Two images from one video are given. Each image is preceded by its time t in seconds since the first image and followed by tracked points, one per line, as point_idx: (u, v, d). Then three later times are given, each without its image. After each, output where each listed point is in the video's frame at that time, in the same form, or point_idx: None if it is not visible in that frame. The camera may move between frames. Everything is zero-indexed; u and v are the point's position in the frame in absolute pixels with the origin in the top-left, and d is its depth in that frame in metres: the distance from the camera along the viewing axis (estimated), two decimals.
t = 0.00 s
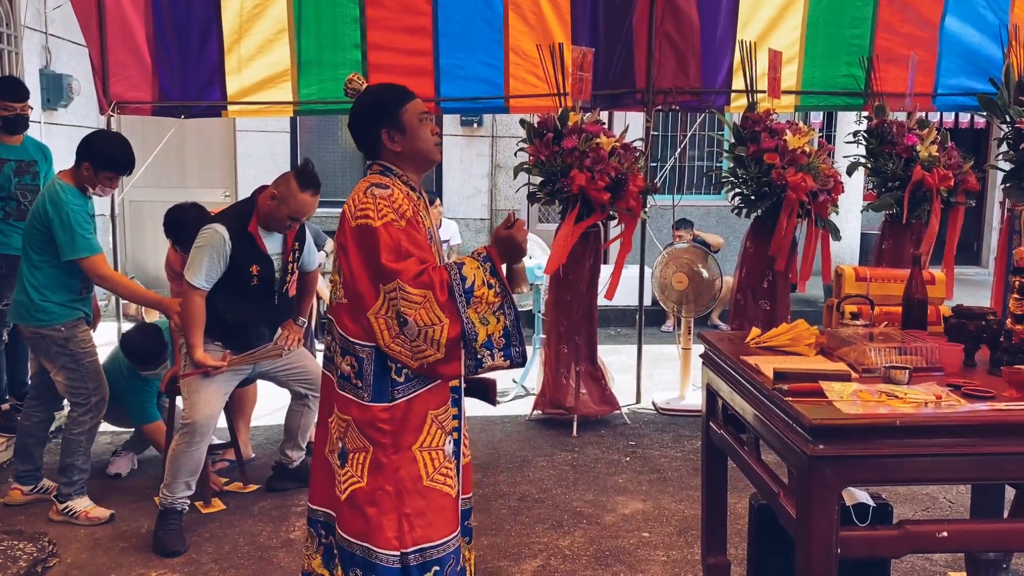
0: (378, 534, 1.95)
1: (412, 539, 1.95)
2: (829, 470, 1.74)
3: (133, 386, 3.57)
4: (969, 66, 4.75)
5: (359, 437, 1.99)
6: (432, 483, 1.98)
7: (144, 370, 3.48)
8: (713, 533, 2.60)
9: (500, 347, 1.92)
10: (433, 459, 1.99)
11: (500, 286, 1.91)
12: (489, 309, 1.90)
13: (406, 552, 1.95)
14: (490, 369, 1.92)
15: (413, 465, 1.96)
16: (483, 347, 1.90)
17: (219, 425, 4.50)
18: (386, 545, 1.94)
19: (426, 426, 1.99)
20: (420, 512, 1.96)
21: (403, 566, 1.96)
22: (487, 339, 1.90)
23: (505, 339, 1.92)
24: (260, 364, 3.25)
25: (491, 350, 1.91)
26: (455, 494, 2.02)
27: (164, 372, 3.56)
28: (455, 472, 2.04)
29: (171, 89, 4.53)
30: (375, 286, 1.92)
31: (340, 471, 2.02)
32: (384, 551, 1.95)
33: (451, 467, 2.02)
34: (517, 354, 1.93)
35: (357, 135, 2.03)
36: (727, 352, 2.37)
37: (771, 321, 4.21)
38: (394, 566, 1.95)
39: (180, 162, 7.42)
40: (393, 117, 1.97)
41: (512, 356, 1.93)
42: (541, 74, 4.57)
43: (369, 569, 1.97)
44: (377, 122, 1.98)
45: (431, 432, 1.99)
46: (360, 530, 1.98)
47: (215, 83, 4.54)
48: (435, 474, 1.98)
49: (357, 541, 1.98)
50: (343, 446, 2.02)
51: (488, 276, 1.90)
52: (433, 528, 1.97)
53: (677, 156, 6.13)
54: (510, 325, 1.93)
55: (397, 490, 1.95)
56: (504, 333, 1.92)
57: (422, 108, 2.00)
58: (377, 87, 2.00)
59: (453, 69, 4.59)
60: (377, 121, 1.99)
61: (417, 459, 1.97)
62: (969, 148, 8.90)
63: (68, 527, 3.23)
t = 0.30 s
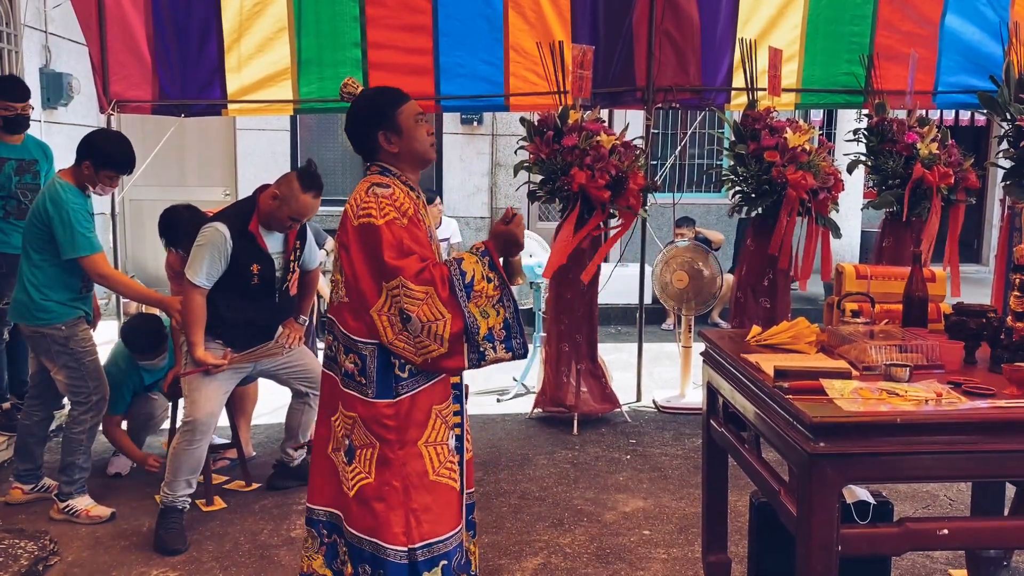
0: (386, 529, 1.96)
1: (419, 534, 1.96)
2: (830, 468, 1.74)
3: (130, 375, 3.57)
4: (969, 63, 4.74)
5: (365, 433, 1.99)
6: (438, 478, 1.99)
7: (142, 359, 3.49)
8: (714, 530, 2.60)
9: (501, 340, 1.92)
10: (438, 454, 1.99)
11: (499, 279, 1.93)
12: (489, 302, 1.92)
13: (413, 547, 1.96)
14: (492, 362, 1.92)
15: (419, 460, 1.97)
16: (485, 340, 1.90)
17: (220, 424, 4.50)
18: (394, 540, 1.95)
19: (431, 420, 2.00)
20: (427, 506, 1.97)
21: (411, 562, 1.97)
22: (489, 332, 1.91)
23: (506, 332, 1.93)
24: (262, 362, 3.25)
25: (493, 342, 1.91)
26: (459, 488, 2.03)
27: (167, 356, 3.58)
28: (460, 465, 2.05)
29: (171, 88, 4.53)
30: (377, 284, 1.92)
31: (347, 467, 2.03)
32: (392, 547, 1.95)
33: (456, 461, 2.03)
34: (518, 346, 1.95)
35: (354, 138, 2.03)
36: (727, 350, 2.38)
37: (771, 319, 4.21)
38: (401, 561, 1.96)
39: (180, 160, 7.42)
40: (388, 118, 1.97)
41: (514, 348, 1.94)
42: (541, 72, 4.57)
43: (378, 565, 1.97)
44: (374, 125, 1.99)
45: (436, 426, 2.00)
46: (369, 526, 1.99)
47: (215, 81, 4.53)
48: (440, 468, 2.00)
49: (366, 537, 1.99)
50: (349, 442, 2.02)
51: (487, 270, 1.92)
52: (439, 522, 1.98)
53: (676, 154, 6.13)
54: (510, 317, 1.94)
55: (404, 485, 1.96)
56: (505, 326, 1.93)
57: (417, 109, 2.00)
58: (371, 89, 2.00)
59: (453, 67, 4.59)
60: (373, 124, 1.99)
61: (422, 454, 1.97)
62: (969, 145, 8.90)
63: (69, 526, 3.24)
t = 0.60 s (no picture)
0: (393, 522, 1.96)
1: (426, 527, 1.96)
2: (831, 466, 1.75)
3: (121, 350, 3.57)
4: (970, 61, 4.74)
5: (371, 429, 1.99)
6: (444, 473, 2.00)
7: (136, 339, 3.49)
8: (715, 528, 2.60)
9: (501, 337, 1.96)
10: (443, 450, 2.00)
11: (503, 277, 1.95)
12: (492, 301, 1.94)
13: (420, 540, 1.96)
14: (492, 359, 1.96)
15: (425, 455, 1.97)
16: (487, 338, 1.94)
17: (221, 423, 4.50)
18: (401, 533, 1.96)
19: (436, 416, 2.01)
20: (433, 500, 1.97)
21: (419, 554, 1.97)
22: (491, 330, 1.94)
23: (506, 329, 1.97)
24: (262, 361, 3.25)
25: (494, 340, 1.95)
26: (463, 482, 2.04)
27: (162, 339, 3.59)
28: (464, 461, 2.06)
29: (171, 86, 4.53)
30: (383, 281, 1.93)
31: (353, 462, 2.03)
32: (400, 539, 1.96)
33: (460, 457, 2.04)
34: (517, 344, 1.98)
35: (356, 138, 2.03)
36: (727, 349, 2.38)
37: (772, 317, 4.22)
38: (409, 553, 1.96)
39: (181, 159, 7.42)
40: (391, 118, 1.97)
41: (513, 345, 1.98)
42: (541, 70, 4.57)
43: (387, 557, 1.98)
44: (376, 124, 1.99)
45: (441, 422, 2.01)
46: (375, 519, 1.99)
47: (216, 80, 4.53)
48: (446, 463, 2.00)
49: (373, 530, 2.00)
50: (355, 438, 2.03)
51: (491, 268, 1.94)
52: (445, 515, 1.99)
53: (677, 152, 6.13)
54: (511, 315, 1.97)
55: (410, 480, 1.97)
56: (506, 323, 1.97)
57: (419, 107, 2.00)
58: (374, 89, 2.00)
59: (453, 65, 4.59)
60: (376, 124, 1.99)
61: (428, 449, 1.98)
62: (969, 143, 8.91)
63: (70, 525, 3.24)
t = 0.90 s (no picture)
0: (409, 522, 1.97)
1: (442, 525, 1.97)
2: (832, 463, 1.75)
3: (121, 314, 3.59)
4: (972, 58, 4.73)
5: (387, 429, 1.99)
6: (461, 472, 2.00)
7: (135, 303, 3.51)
8: (716, 525, 2.60)
9: (518, 340, 1.97)
10: (460, 449, 2.01)
11: (521, 281, 1.96)
12: (510, 304, 1.95)
13: (437, 537, 1.97)
14: (510, 362, 1.96)
15: (441, 455, 1.97)
16: (505, 340, 1.94)
17: (221, 421, 4.50)
18: (418, 531, 1.96)
19: (452, 415, 2.00)
20: (450, 499, 1.97)
21: (436, 551, 1.97)
22: (508, 332, 1.95)
23: (524, 332, 1.98)
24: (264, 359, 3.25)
25: (512, 343, 1.95)
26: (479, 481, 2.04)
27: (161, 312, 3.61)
28: (478, 460, 2.06)
29: (172, 84, 4.53)
30: (402, 282, 1.93)
31: (369, 462, 2.03)
32: (418, 537, 1.96)
33: (475, 456, 2.05)
34: (534, 347, 1.99)
35: (373, 137, 2.03)
36: (729, 346, 2.38)
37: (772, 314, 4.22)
38: (427, 550, 1.97)
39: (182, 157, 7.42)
40: (408, 117, 1.97)
41: (530, 348, 1.98)
42: (541, 67, 4.57)
43: (404, 554, 1.98)
44: (394, 123, 1.98)
45: (457, 422, 2.01)
46: (391, 519, 2.00)
47: (216, 78, 4.53)
48: (462, 463, 2.00)
49: (390, 529, 2.00)
50: (371, 437, 2.03)
51: (511, 271, 1.94)
52: (463, 514, 1.99)
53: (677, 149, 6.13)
54: (528, 318, 1.98)
55: (427, 479, 1.97)
56: (523, 327, 1.97)
57: (435, 107, 2.00)
58: (392, 86, 2.00)
59: (453, 63, 4.59)
60: (394, 123, 1.98)
61: (445, 448, 1.98)
62: (970, 139, 8.90)
63: (72, 523, 3.25)
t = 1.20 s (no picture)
0: (436, 523, 1.96)
1: (467, 525, 1.98)
2: (832, 459, 1.75)
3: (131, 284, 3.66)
4: (973, 55, 4.73)
5: (419, 429, 1.99)
6: (489, 472, 2.00)
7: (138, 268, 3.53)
8: (717, 522, 2.60)
9: (557, 334, 1.96)
10: (490, 448, 2.01)
11: (558, 274, 1.96)
12: (549, 299, 1.94)
13: (461, 537, 1.98)
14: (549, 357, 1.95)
15: (472, 454, 1.98)
16: (544, 335, 1.94)
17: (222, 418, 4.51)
18: (443, 532, 1.96)
19: (483, 415, 2.01)
20: (477, 499, 1.99)
21: (459, 552, 1.98)
22: (548, 327, 1.94)
23: (563, 325, 1.97)
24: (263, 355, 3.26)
25: (551, 337, 1.95)
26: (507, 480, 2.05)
27: (163, 272, 3.58)
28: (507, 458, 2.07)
29: (172, 81, 4.53)
30: (440, 280, 1.92)
31: (398, 463, 2.03)
32: (443, 539, 1.97)
33: (504, 455, 2.05)
34: (573, 340, 1.98)
35: (404, 133, 2.02)
36: (729, 343, 2.39)
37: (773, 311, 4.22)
38: (450, 552, 1.97)
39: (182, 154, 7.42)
40: (442, 112, 1.96)
41: (569, 342, 1.97)
42: (542, 64, 4.57)
43: (429, 557, 1.98)
44: (428, 118, 1.97)
45: (487, 421, 2.01)
46: (417, 520, 2.00)
47: (217, 75, 4.53)
48: (491, 462, 2.01)
49: (415, 530, 2.00)
50: (401, 437, 2.02)
51: (549, 266, 1.94)
52: (489, 514, 2.00)
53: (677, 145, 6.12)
54: (567, 312, 1.97)
55: (457, 479, 1.98)
56: (562, 320, 1.96)
57: (466, 103, 2.00)
58: (425, 81, 1.98)
59: (454, 59, 4.58)
60: (427, 119, 1.97)
61: (475, 448, 1.98)
62: (971, 136, 8.90)
63: (73, 520, 3.25)
